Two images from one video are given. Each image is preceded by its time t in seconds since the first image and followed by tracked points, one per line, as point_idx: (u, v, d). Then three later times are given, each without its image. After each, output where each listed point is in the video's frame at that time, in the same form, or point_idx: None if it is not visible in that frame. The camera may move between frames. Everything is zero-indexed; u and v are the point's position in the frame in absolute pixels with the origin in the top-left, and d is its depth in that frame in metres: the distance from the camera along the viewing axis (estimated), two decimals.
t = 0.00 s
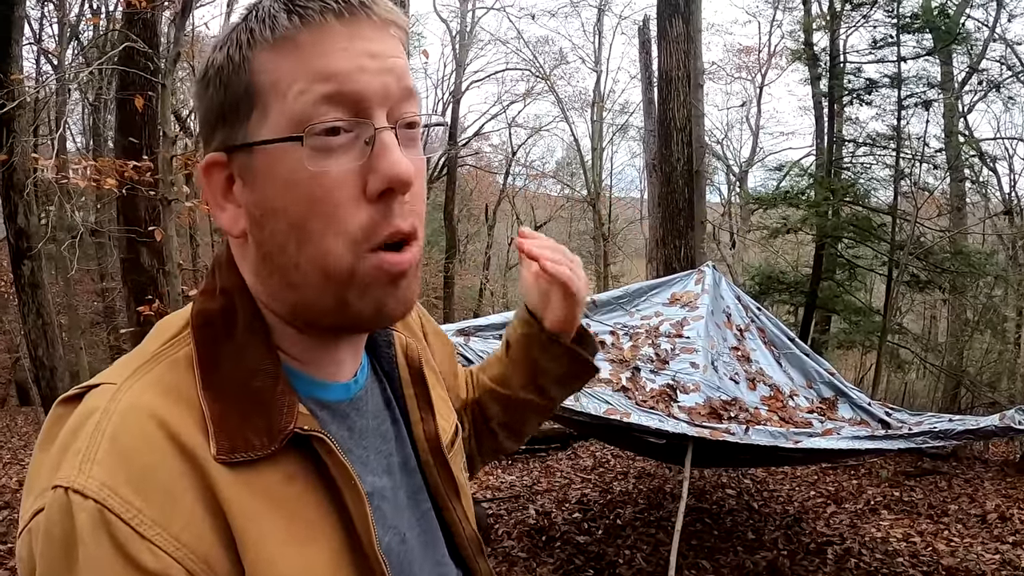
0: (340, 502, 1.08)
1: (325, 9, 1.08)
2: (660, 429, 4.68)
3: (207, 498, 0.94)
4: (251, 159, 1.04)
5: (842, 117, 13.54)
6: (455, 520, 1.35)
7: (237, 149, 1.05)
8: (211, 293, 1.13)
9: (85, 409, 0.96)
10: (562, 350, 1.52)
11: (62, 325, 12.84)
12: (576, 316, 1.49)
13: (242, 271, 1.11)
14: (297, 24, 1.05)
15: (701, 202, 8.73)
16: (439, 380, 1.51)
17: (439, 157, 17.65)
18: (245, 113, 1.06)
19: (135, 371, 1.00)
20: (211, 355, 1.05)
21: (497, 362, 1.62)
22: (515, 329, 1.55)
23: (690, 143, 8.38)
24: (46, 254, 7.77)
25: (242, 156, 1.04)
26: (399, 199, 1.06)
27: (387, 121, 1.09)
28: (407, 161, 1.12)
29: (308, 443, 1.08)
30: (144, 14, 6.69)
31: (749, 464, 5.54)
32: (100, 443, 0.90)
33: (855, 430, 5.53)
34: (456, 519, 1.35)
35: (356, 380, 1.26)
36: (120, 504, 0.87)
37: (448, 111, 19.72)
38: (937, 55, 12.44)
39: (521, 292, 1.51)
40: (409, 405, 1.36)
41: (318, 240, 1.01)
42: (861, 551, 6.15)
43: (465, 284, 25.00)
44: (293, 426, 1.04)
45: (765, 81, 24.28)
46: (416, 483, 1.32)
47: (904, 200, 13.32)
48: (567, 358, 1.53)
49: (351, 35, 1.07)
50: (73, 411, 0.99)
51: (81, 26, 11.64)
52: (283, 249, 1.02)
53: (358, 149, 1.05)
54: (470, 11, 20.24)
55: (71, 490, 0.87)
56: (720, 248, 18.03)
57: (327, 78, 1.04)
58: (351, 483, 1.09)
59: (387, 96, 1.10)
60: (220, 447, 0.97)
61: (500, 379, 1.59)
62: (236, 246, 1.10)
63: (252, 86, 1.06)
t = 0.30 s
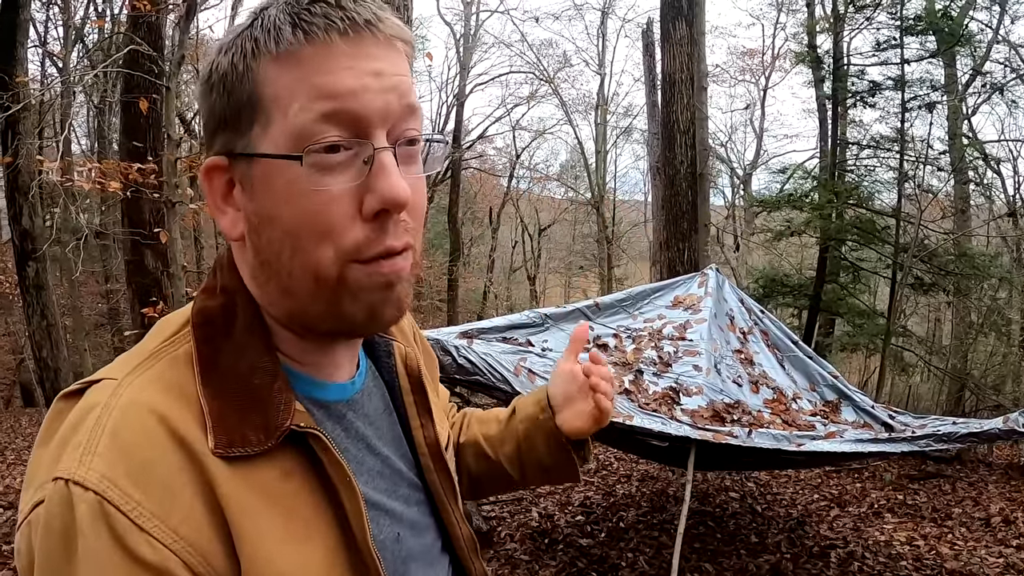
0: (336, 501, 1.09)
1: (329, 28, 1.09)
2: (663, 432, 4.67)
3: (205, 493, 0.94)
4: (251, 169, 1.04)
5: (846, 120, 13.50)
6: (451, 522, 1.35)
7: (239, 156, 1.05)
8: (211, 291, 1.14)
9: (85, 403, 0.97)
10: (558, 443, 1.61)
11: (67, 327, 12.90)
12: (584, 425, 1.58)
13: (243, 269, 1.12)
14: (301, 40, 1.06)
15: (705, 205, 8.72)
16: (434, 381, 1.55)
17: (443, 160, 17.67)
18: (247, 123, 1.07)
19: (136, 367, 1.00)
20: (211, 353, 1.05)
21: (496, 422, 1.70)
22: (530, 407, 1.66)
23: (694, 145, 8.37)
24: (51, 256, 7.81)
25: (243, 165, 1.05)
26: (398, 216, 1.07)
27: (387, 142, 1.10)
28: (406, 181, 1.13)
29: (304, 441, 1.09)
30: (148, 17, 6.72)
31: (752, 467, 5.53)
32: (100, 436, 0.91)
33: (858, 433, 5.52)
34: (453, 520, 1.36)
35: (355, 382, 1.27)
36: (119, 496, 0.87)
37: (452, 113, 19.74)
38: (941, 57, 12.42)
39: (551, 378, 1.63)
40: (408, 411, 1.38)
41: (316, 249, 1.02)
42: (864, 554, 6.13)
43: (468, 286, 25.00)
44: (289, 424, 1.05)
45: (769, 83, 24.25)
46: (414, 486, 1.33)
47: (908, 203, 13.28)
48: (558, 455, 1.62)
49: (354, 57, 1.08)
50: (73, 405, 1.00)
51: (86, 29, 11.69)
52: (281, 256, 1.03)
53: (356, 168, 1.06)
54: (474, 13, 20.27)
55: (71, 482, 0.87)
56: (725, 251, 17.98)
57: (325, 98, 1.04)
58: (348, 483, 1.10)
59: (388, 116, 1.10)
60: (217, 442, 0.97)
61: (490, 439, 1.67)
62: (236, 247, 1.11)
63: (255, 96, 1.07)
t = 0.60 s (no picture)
0: (334, 502, 1.09)
1: (332, 21, 1.09)
2: (668, 434, 4.65)
3: (202, 496, 0.94)
4: (252, 165, 1.04)
5: (851, 122, 13.45)
6: (450, 522, 1.35)
7: (239, 154, 1.05)
8: (207, 292, 1.14)
9: (81, 408, 0.96)
10: (557, 443, 1.60)
11: (73, 328, 12.95)
12: (582, 427, 1.57)
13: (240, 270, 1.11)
14: (304, 32, 1.06)
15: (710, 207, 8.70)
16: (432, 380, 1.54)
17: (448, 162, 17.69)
18: (248, 118, 1.06)
19: (131, 368, 1.00)
20: (208, 355, 1.05)
21: (495, 420, 1.69)
22: (529, 407, 1.65)
23: (699, 147, 8.37)
24: (56, 257, 7.85)
25: (242, 162, 1.05)
26: (398, 216, 1.07)
27: (389, 135, 1.10)
28: (408, 177, 1.12)
29: (302, 444, 1.08)
30: (154, 19, 6.75)
31: (756, 469, 5.50)
32: (96, 440, 0.91)
33: (864, 435, 5.49)
34: (451, 520, 1.35)
35: (352, 383, 1.27)
36: (115, 500, 0.87)
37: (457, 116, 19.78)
38: (946, 58, 12.38)
39: (551, 378, 1.61)
40: (406, 411, 1.37)
41: (317, 250, 1.02)
42: (869, 557, 6.10)
43: (473, 288, 25.00)
44: (286, 425, 1.05)
45: (774, 85, 24.20)
46: (412, 486, 1.32)
47: (914, 204, 13.23)
48: (558, 455, 1.60)
49: (356, 49, 1.08)
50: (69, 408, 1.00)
51: (92, 30, 11.75)
52: (282, 256, 1.02)
53: (357, 163, 1.06)
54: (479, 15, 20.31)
55: (67, 486, 0.87)
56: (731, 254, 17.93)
57: (326, 88, 1.04)
58: (346, 485, 1.10)
59: (390, 109, 1.10)
60: (214, 445, 0.97)
61: (488, 438, 1.66)
62: (234, 247, 1.10)
63: (256, 91, 1.06)
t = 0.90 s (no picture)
0: (331, 500, 1.09)
1: (347, 18, 1.10)
2: (671, 435, 4.65)
3: (203, 493, 0.94)
4: (262, 160, 1.03)
5: (854, 122, 13.42)
6: (445, 522, 1.35)
7: (247, 151, 1.04)
8: (208, 287, 1.13)
9: (81, 402, 0.96)
10: (544, 407, 1.59)
11: (76, 328, 12.98)
12: (563, 385, 1.56)
13: (244, 262, 1.11)
14: (318, 29, 1.07)
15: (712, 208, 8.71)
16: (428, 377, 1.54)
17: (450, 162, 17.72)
18: (257, 116, 1.06)
19: (133, 363, 1.00)
20: (209, 351, 1.05)
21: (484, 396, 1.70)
22: (512, 376, 1.65)
23: (702, 147, 8.36)
24: (59, 256, 7.87)
25: (250, 157, 1.04)
26: (407, 206, 1.08)
27: (398, 130, 1.10)
28: (416, 172, 1.13)
29: (302, 440, 1.08)
30: (157, 19, 6.77)
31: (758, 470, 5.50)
32: (97, 435, 0.91)
33: (866, 436, 5.47)
34: (447, 521, 1.36)
35: (348, 381, 1.27)
36: (115, 495, 0.88)
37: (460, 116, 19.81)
38: (949, 58, 12.36)
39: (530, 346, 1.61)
40: (401, 411, 1.36)
41: (327, 238, 1.02)
42: (871, 559, 6.09)
43: (476, 289, 25.02)
44: (287, 422, 1.05)
45: (777, 85, 24.18)
46: (405, 486, 1.32)
47: (916, 205, 13.21)
48: (546, 417, 1.60)
49: (370, 45, 1.09)
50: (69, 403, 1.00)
51: (95, 31, 11.78)
52: (289, 249, 1.03)
53: (369, 157, 1.06)
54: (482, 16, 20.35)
55: (68, 480, 0.87)
56: (734, 255, 17.92)
57: (340, 81, 1.05)
58: (344, 482, 1.10)
59: (401, 108, 1.11)
60: (215, 441, 0.97)
61: (480, 414, 1.66)
62: (237, 243, 1.10)
63: (267, 87, 1.06)
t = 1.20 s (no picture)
0: (318, 505, 1.09)
1: (327, 26, 1.09)
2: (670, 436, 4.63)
3: (187, 499, 0.94)
4: (241, 168, 1.03)
5: (857, 123, 13.39)
6: (433, 524, 1.35)
7: (228, 159, 1.04)
8: (193, 290, 1.13)
9: (64, 406, 0.96)
10: (580, 462, 1.61)
11: (78, 328, 12.99)
12: (615, 453, 1.60)
13: (226, 268, 1.10)
14: (296, 35, 1.06)
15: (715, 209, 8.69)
16: (420, 380, 1.53)
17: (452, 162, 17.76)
18: (236, 122, 1.06)
19: (117, 367, 1.00)
20: (194, 355, 1.05)
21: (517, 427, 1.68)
22: (558, 421, 1.65)
23: (704, 149, 8.35)
24: (60, 256, 7.88)
25: (230, 164, 1.04)
26: (391, 220, 1.08)
27: (379, 143, 1.10)
28: (398, 181, 1.13)
29: (288, 445, 1.08)
30: (159, 19, 6.78)
31: (759, 472, 5.48)
32: (81, 439, 0.90)
33: (868, 438, 5.45)
34: (434, 523, 1.36)
35: (336, 387, 1.26)
36: (99, 501, 0.87)
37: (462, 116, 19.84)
38: (951, 58, 12.35)
39: (595, 404, 1.65)
40: (388, 411, 1.37)
41: (312, 253, 1.02)
42: (872, 561, 6.07)
43: (478, 289, 25.01)
44: (273, 427, 1.05)
45: (779, 85, 24.16)
46: (394, 486, 1.32)
47: (919, 205, 13.20)
48: (578, 472, 1.62)
49: (351, 55, 1.08)
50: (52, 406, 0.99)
51: (97, 31, 11.80)
52: (273, 261, 1.02)
53: (350, 169, 1.06)
54: (484, 16, 20.39)
55: (50, 486, 0.86)
56: (736, 256, 17.92)
57: (321, 92, 1.04)
58: (331, 487, 1.10)
59: (382, 117, 1.10)
60: (201, 446, 0.97)
61: (510, 445, 1.65)
62: (220, 248, 1.09)
63: (245, 94, 1.06)
